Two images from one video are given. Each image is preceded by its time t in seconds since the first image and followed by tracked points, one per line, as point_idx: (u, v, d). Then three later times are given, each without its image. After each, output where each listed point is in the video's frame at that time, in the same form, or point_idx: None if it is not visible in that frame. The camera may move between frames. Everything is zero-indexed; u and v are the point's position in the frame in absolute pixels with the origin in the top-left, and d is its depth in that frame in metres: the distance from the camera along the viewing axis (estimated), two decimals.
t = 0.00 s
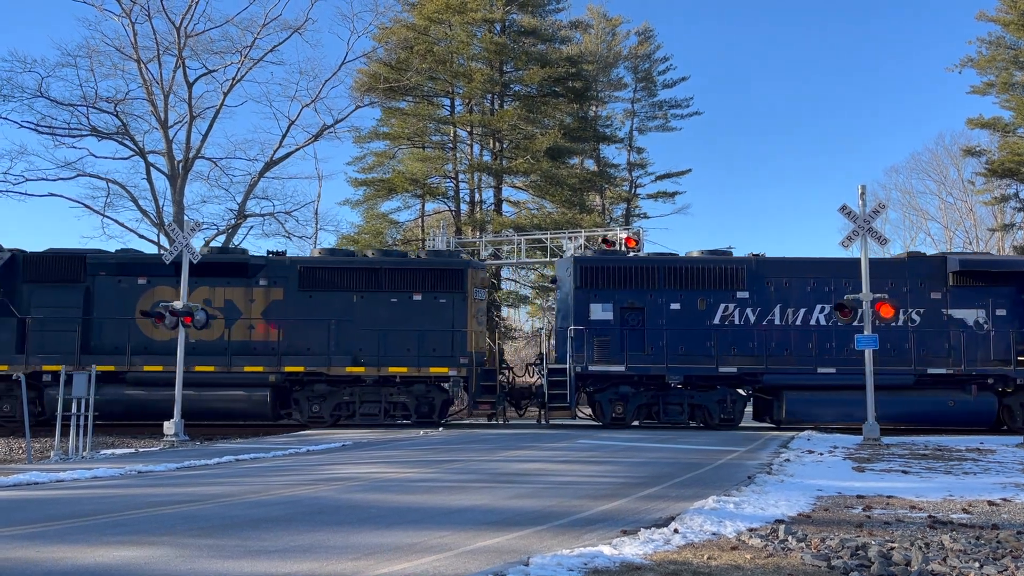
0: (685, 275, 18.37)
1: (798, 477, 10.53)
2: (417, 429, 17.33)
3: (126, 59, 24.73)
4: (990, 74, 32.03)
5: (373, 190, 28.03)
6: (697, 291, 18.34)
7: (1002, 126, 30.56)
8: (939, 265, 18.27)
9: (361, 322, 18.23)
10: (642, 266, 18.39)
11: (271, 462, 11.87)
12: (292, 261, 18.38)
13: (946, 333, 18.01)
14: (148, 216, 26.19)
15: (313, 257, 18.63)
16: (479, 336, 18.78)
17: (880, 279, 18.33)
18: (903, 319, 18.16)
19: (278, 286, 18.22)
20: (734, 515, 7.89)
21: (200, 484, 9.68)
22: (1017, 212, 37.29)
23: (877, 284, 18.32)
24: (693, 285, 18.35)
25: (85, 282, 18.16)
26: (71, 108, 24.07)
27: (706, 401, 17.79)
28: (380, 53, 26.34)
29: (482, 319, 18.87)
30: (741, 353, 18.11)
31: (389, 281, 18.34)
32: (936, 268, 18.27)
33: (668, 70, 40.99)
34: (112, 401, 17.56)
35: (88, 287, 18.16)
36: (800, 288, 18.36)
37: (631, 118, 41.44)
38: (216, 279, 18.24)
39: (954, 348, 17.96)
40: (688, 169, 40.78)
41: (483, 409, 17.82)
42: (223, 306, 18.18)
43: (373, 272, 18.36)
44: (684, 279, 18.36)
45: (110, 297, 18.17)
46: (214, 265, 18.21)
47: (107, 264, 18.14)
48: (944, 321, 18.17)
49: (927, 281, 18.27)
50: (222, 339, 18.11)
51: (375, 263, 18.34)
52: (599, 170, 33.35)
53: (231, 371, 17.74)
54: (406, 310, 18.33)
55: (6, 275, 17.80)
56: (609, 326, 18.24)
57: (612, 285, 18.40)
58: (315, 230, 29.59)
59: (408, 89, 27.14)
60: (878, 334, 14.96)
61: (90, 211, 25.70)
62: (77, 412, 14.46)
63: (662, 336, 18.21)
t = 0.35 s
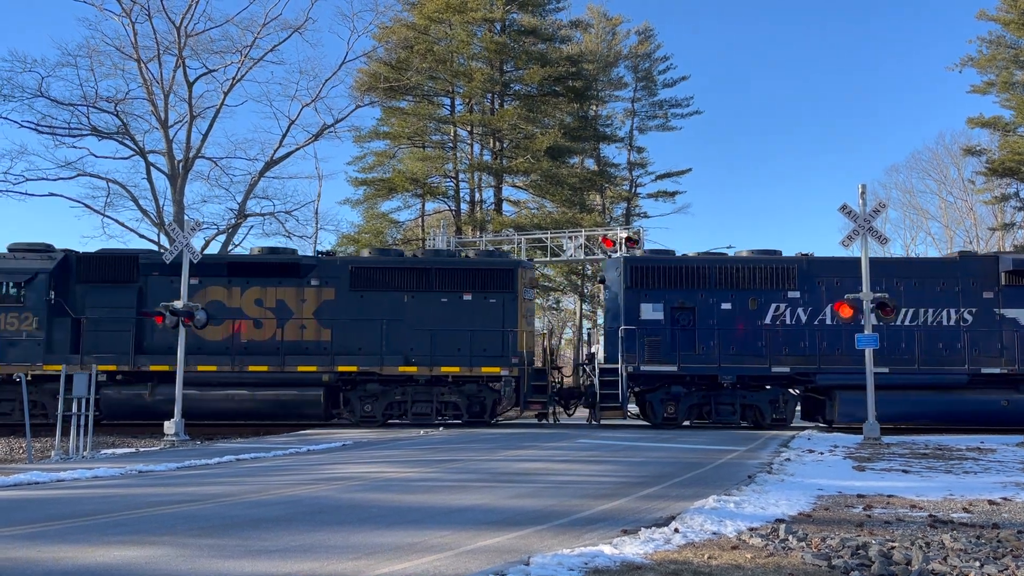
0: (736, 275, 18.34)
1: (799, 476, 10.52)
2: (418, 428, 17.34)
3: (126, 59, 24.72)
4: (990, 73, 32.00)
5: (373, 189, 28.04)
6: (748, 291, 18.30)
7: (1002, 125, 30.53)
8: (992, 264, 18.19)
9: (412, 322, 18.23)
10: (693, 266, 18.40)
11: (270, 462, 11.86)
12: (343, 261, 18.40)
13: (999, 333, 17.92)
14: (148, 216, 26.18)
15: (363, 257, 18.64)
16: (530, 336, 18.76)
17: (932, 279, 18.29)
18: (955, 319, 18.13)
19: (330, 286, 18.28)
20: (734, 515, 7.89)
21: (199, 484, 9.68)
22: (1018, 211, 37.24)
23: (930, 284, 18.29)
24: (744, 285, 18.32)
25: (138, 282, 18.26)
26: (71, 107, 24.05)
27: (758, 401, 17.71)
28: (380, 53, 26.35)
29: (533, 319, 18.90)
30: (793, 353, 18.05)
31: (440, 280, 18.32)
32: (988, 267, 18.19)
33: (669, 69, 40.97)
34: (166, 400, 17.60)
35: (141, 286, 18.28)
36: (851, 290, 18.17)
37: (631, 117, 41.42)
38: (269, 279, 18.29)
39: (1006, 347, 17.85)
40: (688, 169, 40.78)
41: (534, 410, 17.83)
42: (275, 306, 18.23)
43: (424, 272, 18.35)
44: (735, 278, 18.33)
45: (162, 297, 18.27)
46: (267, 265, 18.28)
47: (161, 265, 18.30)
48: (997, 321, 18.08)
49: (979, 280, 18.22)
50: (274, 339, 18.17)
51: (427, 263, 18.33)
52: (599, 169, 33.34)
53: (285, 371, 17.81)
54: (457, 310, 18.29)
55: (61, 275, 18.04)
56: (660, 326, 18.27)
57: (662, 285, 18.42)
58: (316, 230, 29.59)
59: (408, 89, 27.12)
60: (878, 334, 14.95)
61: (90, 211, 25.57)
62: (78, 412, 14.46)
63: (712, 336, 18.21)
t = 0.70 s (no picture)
0: (786, 275, 18.35)
1: (798, 475, 10.53)
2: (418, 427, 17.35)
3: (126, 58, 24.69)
4: (990, 72, 31.98)
5: (373, 189, 28.03)
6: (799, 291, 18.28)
7: (1002, 124, 30.52)
8: None
9: (462, 322, 18.22)
10: (742, 266, 18.40)
11: (271, 461, 11.85)
12: (393, 261, 18.43)
13: None
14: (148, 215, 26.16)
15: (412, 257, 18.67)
16: (579, 336, 18.66)
17: (984, 278, 18.22)
18: (1008, 318, 18.05)
19: (380, 286, 18.30)
20: (735, 514, 7.90)
21: (200, 483, 9.68)
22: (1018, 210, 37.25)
23: (981, 283, 18.22)
24: (794, 284, 18.31)
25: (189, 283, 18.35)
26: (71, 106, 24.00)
27: (809, 401, 17.71)
28: (380, 52, 26.37)
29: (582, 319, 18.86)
30: (843, 352, 18.02)
31: (490, 279, 18.30)
32: None
33: (669, 68, 40.95)
34: (220, 400, 17.75)
35: (193, 287, 18.38)
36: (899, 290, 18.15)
37: (631, 116, 41.39)
38: (320, 279, 18.34)
39: None
40: (688, 168, 40.75)
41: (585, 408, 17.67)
42: (326, 305, 18.27)
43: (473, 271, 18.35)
44: (785, 278, 18.33)
45: (214, 297, 18.33)
46: (318, 265, 18.35)
47: (213, 265, 18.44)
48: None
49: None
50: (325, 339, 18.20)
51: (476, 263, 18.31)
52: (599, 169, 33.31)
53: (338, 371, 17.85)
54: (507, 310, 18.27)
55: (111, 275, 18.10)
56: (710, 326, 18.23)
57: (713, 285, 18.39)
58: (315, 229, 29.57)
59: (408, 88, 27.10)
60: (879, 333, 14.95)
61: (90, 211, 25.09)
62: (78, 411, 14.47)
63: (762, 335, 18.18)
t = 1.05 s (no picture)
0: (837, 274, 18.21)
1: (799, 475, 10.52)
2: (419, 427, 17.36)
3: (125, 57, 24.66)
4: (990, 70, 31.98)
5: (373, 188, 28.03)
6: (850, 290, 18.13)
7: (1002, 123, 30.52)
8: None
9: (512, 321, 18.08)
10: (793, 265, 18.26)
11: (271, 460, 11.87)
12: (444, 259, 18.28)
13: None
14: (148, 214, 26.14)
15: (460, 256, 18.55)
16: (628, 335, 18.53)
17: None
18: None
19: (430, 285, 18.18)
20: (734, 513, 7.90)
21: (199, 483, 9.67)
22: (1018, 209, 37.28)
23: None
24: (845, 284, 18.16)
25: (240, 282, 18.16)
26: (70, 105, 23.67)
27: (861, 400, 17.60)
28: (380, 51, 26.41)
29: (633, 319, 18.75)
30: (895, 351, 17.85)
31: (541, 279, 18.18)
32: None
33: (668, 68, 40.93)
34: (275, 399, 17.67)
35: (244, 286, 18.17)
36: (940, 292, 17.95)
37: (631, 115, 41.36)
38: (370, 278, 18.22)
39: None
40: (688, 167, 40.73)
41: (637, 408, 17.44)
42: (376, 304, 18.13)
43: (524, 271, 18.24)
44: (836, 277, 18.18)
45: (265, 296, 18.17)
46: (369, 265, 18.24)
47: (263, 265, 18.19)
48: None
49: None
50: (376, 338, 18.09)
51: (527, 262, 18.18)
52: (599, 168, 33.29)
53: (389, 370, 17.76)
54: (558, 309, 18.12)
55: (165, 276, 18.04)
56: (761, 325, 18.08)
57: (763, 284, 18.24)
58: (315, 229, 29.57)
59: (408, 87, 27.09)
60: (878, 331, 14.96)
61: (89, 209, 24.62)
62: (78, 410, 14.47)
63: (813, 334, 18.04)
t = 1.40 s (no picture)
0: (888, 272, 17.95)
1: (798, 473, 10.51)
2: (419, 426, 17.35)
3: (125, 56, 24.66)
4: (990, 68, 31.97)
5: (372, 187, 28.03)
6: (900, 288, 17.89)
7: (1002, 121, 30.51)
8: None
9: (561, 320, 17.99)
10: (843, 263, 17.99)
11: (271, 459, 11.88)
12: (492, 258, 18.19)
13: None
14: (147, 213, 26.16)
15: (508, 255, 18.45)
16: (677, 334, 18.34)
17: None
18: None
19: (479, 284, 18.13)
20: (734, 511, 7.89)
21: (200, 481, 9.66)
22: (1018, 207, 37.26)
23: None
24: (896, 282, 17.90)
25: (291, 281, 18.10)
26: (69, 105, 24.04)
27: (914, 399, 17.49)
28: (380, 49, 26.45)
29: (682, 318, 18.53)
30: (946, 350, 17.67)
31: (591, 277, 18.08)
32: None
33: (668, 66, 40.90)
34: (327, 398, 17.69)
35: (295, 285, 18.13)
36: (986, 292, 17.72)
37: (631, 114, 41.32)
38: (421, 277, 18.17)
39: None
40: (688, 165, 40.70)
41: (688, 407, 17.40)
42: (427, 303, 18.10)
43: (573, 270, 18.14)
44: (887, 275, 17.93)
45: (316, 296, 18.15)
46: (419, 264, 18.18)
47: (316, 264, 18.15)
48: None
49: None
50: (426, 337, 18.07)
51: (577, 262, 18.08)
52: (599, 166, 33.25)
53: (441, 369, 17.75)
54: (607, 307, 18.02)
55: (217, 275, 17.96)
56: (812, 323, 17.83)
57: (813, 282, 17.99)
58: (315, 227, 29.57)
59: (407, 86, 27.09)
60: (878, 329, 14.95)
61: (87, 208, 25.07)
62: (77, 409, 14.45)
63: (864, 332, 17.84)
